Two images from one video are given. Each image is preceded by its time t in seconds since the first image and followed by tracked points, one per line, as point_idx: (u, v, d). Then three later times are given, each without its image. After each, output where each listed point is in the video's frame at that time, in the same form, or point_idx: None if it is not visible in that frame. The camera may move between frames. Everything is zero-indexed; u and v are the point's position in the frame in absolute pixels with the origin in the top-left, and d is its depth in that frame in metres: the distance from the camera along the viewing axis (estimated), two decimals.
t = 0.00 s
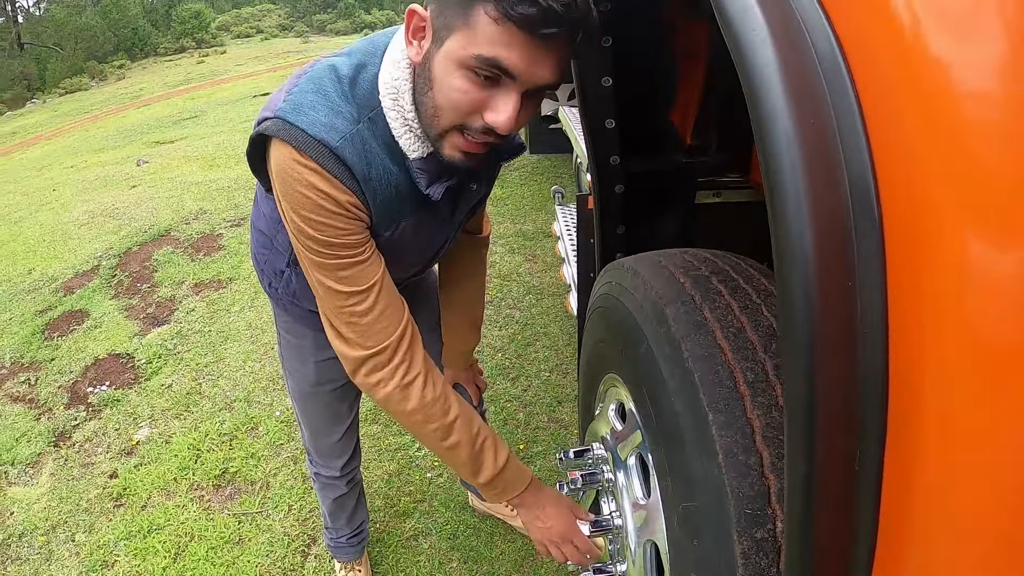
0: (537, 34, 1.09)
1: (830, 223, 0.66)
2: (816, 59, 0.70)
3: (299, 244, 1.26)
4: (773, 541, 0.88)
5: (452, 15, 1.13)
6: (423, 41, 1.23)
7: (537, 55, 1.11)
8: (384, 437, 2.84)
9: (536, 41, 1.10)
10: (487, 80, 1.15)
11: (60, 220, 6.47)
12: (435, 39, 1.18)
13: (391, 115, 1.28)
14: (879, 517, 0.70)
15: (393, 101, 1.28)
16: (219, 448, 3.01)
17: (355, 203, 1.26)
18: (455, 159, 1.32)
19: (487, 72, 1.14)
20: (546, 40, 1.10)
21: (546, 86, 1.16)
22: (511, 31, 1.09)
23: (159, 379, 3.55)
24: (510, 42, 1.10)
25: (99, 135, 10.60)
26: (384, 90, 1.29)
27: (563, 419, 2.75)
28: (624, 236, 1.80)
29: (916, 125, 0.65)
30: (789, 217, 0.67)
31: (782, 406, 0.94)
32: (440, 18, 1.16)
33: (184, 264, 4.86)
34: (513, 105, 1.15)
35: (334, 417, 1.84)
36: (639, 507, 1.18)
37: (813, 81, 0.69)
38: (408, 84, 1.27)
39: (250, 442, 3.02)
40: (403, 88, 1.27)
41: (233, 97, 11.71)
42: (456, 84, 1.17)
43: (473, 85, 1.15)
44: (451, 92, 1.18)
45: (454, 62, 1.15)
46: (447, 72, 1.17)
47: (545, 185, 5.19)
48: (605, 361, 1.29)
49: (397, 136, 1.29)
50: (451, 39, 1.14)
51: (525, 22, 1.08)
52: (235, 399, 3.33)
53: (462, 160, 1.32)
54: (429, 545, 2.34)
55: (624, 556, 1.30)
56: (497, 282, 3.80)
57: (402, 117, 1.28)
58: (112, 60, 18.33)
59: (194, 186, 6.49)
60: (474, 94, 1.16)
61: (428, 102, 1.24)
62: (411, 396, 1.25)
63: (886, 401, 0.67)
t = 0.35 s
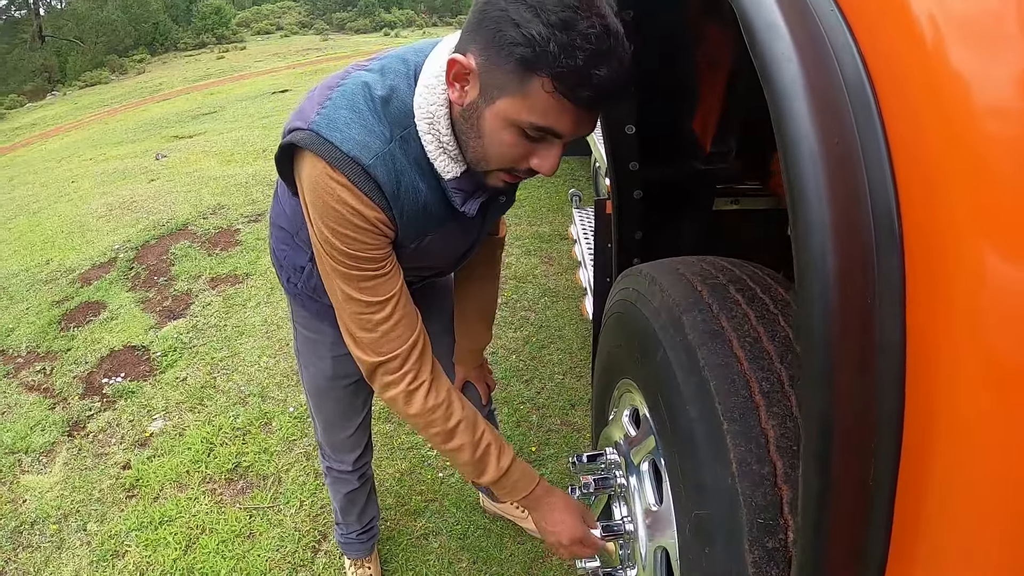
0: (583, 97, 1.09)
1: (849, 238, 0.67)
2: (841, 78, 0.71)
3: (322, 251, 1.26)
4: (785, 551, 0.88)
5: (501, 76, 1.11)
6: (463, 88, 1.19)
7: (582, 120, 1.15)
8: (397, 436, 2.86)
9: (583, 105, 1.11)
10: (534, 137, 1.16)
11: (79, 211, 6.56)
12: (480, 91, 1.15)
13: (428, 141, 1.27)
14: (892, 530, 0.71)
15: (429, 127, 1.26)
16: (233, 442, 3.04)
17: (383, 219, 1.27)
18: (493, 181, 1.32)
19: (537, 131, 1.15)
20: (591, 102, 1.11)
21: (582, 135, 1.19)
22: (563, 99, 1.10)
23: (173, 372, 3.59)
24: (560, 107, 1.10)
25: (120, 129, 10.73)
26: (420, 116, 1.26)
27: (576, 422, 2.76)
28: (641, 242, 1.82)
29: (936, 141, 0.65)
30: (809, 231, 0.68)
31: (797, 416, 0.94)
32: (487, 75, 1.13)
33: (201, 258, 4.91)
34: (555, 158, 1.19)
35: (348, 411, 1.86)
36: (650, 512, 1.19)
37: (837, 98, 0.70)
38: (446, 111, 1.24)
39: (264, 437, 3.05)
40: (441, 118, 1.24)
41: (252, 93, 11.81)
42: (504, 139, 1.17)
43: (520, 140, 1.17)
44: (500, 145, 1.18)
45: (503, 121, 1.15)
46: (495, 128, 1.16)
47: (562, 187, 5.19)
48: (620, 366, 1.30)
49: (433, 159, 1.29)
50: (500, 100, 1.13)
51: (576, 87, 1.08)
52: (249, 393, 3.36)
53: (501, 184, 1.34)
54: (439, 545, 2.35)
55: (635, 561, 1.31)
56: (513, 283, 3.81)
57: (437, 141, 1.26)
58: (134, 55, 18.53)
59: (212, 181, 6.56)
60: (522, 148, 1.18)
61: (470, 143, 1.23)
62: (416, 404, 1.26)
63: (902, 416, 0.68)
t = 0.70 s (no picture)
0: (611, 101, 1.09)
1: (872, 238, 0.67)
2: (867, 79, 0.71)
3: (333, 237, 1.27)
4: (795, 564, 0.87)
5: (531, 76, 1.11)
6: (490, 84, 1.19)
7: (610, 120, 1.14)
8: (408, 435, 2.87)
9: (611, 109, 1.11)
10: (560, 137, 1.16)
11: (98, 203, 6.63)
12: (509, 89, 1.15)
13: (451, 136, 1.27)
14: (910, 534, 0.69)
15: (452, 122, 1.26)
16: (244, 436, 3.06)
17: (399, 218, 1.27)
18: (515, 179, 1.33)
19: (564, 132, 1.15)
20: (618, 106, 1.11)
21: (607, 139, 1.19)
22: (592, 102, 1.10)
23: (186, 365, 3.62)
24: (589, 109, 1.11)
25: (139, 123, 10.84)
26: (444, 111, 1.27)
27: (588, 426, 2.75)
28: (657, 245, 1.81)
29: (964, 142, 0.65)
30: (832, 231, 0.68)
31: (812, 427, 0.94)
32: (517, 74, 1.13)
33: (217, 253, 4.95)
34: (580, 157, 1.19)
35: (361, 408, 1.87)
36: (661, 519, 1.18)
37: (861, 98, 0.70)
38: (470, 107, 1.24)
39: (274, 433, 3.06)
40: (465, 114, 1.24)
41: (271, 90, 11.90)
42: (530, 138, 1.17)
43: (547, 141, 1.17)
44: (525, 144, 1.19)
45: (531, 120, 1.15)
46: (522, 126, 1.17)
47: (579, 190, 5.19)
48: (633, 371, 1.30)
49: (455, 155, 1.29)
50: (529, 99, 1.13)
51: (605, 91, 1.08)
52: (261, 388, 3.38)
53: (524, 183, 1.34)
54: (447, 545, 2.36)
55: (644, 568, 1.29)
56: (528, 285, 3.81)
57: (461, 136, 1.26)
58: (156, 51, 18.72)
59: (231, 177, 6.62)
60: (548, 147, 1.18)
61: (495, 141, 1.24)
62: (417, 395, 1.27)
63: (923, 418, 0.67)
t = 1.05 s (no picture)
0: (654, 108, 1.11)
1: (915, 231, 0.67)
2: (909, 79, 0.71)
3: (379, 241, 1.28)
4: (821, 560, 0.88)
5: (575, 82, 1.13)
6: (533, 89, 1.21)
7: (652, 128, 1.17)
8: (426, 431, 2.89)
9: (654, 117, 1.13)
10: (601, 144, 1.18)
11: (120, 196, 6.73)
12: (552, 94, 1.17)
13: (492, 139, 1.29)
14: (944, 528, 0.70)
15: (495, 126, 1.28)
16: (261, 428, 3.10)
17: (443, 216, 1.29)
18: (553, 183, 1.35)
19: (605, 138, 1.17)
20: (660, 114, 1.13)
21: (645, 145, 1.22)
22: (636, 110, 1.12)
23: (205, 357, 3.66)
24: (632, 116, 1.13)
25: (160, 118, 10.98)
26: (485, 115, 1.29)
27: (606, 426, 2.75)
28: (680, 246, 1.81)
29: (1004, 138, 0.66)
30: (875, 224, 0.68)
31: (839, 423, 0.94)
32: (561, 79, 1.14)
33: (237, 246, 5.01)
34: (618, 163, 1.22)
35: (384, 401, 1.90)
36: (684, 516, 1.19)
37: (904, 94, 0.70)
38: (512, 111, 1.26)
39: (292, 426, 3.09)
40: (507, 118, 1.26)
41: (293, 87, 12.01)
42: (572, 143, 1.19)
43: (587, 146, 1.19)
44: (565, 149, 1.20)
45: (573, 125, 1.17)
46: (563, 132, 1.18)
47: (599, 191, 5.19)
48: (658, 368, 1.31)
49: (497, 158, 1.31)
50: (573, 105, 1.15)
51: (649, 99, 1.10)
52: (280, 381, 3.42)
53: (562, 187, 1.35)
54: (464, 541, 2.37)
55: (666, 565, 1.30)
56: (548, 284, 3.82)
57: (502, 140, 1.29)
58: (179, 47, 18.94)
59: (251, 173, 6.70)
60: (587, 152, 1.20)
61: (535, 145, 1.26)
62: (460, 395, 1.29)
63: (959, 412, 0.68)
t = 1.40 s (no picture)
0: (676, 112, 1.13)
1: (935, 233, 0.67)
2: (930, 79, 0.71)
3: (398, 241, 1.29)
4: (835, 562, 0.88)
5: (597, 85, 1.14)
6: (555, 91, 1.21)
7: (673, 131, 1.18)
8: (439, 430, 2.90)
9: (676, 120, 1.15)
10: (623, 146, 1.20)
11: (136, 193, 6.80)
12: (575, 96, 1.18)
13: (514, 140, 1.30)
14: (962, 529, 0.70)
15: (517, 126, 1.29)
16: (275, 425, 3.12)
17: (463, 216, 1.30)
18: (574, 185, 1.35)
19: (628, 141, 1.18)
20: (681, 117, 1.14)
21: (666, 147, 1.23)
22: (659, 115, 1.13)
23: (219, 354, 3.70)
24: (655, 120, 1.14)
25: (177, 116, 11.08)
26: (508, 116, 1.30)
27: (619, 428, 2.76)
28: (696, 247, 1.80)
29: None
30: (897, 227, 0.68)
31: (855, 426, 0.94)
32: (584, 82, 1.15)
33: (252, 244, 5.05)
34: (639, 165, 1.23)
35: (398, 400, 1.91)
36: (698, 518, 1.19)
37: (925, 94, 0.70)
38: (534, 113, 1.28)
39: (306, 423, 3.12)
40: (530, 119, 1.28)
41: (309, 87, 12.09)
42: (594, 146, 1.20)
43: (609, 149, 1.20)
44: (588, 151, 1.22)
45: (596, 129, 1.18)
46: (586, 135, 1.19)
47: (614, 193, 5.19)
48: (673, 369, 1.31)
49: (519, 159, 1.32)
50: (596, 108, 1.16)
51: (672, 103, 1.11)
52: (293, 378, 3.45)
53: (580, 187, 1.36)
54: (476, 540, 2.38)
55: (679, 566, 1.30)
56: (562, 285, 3.82)
57: (524, 141, 1.30)
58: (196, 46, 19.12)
59: (267, 172, 6.75)
60: (609, 155, 1.22)
61: (557, 146, 1.27)
62: (479, 394, 1.30)
63: (979, 413, 0.68)
